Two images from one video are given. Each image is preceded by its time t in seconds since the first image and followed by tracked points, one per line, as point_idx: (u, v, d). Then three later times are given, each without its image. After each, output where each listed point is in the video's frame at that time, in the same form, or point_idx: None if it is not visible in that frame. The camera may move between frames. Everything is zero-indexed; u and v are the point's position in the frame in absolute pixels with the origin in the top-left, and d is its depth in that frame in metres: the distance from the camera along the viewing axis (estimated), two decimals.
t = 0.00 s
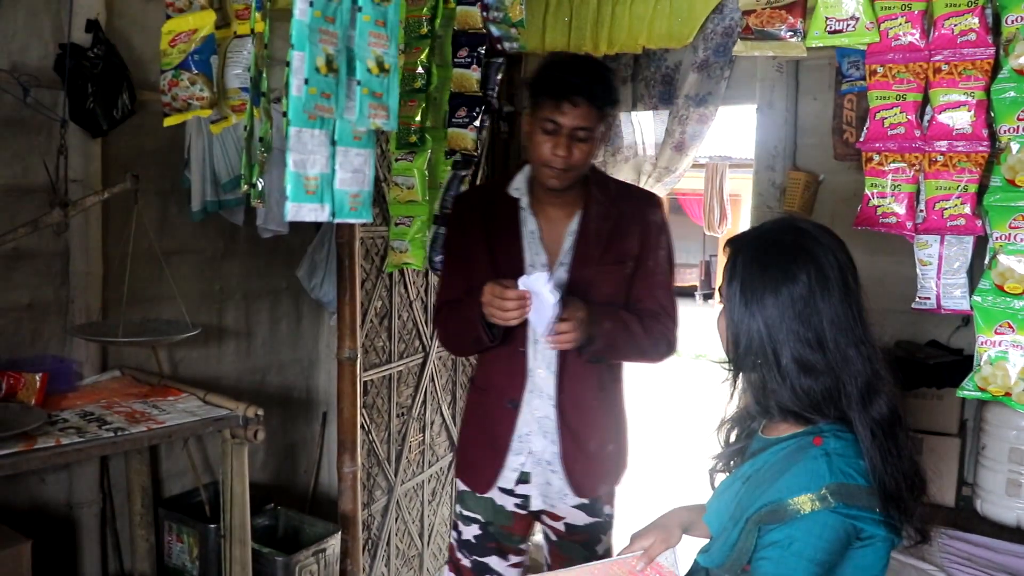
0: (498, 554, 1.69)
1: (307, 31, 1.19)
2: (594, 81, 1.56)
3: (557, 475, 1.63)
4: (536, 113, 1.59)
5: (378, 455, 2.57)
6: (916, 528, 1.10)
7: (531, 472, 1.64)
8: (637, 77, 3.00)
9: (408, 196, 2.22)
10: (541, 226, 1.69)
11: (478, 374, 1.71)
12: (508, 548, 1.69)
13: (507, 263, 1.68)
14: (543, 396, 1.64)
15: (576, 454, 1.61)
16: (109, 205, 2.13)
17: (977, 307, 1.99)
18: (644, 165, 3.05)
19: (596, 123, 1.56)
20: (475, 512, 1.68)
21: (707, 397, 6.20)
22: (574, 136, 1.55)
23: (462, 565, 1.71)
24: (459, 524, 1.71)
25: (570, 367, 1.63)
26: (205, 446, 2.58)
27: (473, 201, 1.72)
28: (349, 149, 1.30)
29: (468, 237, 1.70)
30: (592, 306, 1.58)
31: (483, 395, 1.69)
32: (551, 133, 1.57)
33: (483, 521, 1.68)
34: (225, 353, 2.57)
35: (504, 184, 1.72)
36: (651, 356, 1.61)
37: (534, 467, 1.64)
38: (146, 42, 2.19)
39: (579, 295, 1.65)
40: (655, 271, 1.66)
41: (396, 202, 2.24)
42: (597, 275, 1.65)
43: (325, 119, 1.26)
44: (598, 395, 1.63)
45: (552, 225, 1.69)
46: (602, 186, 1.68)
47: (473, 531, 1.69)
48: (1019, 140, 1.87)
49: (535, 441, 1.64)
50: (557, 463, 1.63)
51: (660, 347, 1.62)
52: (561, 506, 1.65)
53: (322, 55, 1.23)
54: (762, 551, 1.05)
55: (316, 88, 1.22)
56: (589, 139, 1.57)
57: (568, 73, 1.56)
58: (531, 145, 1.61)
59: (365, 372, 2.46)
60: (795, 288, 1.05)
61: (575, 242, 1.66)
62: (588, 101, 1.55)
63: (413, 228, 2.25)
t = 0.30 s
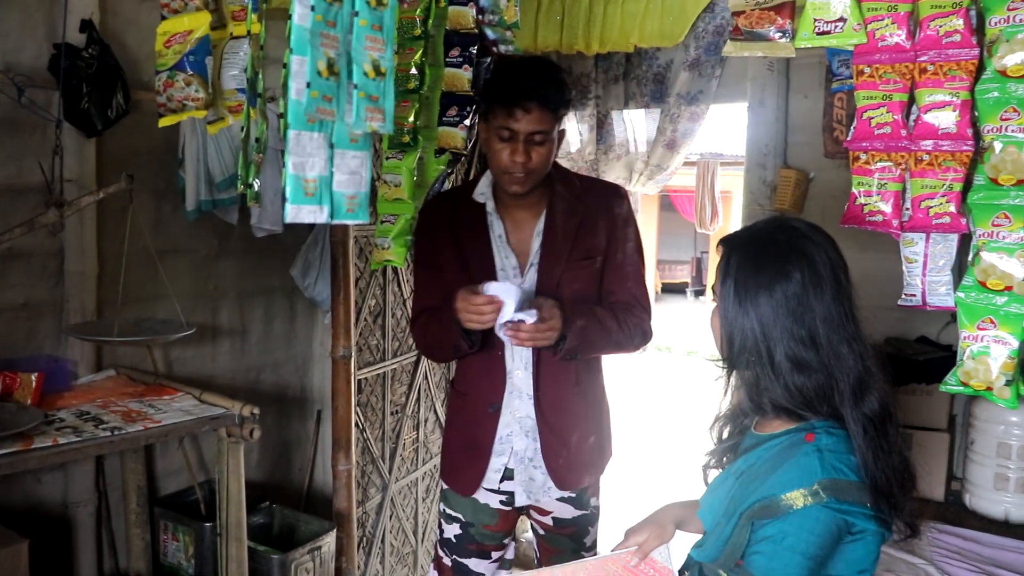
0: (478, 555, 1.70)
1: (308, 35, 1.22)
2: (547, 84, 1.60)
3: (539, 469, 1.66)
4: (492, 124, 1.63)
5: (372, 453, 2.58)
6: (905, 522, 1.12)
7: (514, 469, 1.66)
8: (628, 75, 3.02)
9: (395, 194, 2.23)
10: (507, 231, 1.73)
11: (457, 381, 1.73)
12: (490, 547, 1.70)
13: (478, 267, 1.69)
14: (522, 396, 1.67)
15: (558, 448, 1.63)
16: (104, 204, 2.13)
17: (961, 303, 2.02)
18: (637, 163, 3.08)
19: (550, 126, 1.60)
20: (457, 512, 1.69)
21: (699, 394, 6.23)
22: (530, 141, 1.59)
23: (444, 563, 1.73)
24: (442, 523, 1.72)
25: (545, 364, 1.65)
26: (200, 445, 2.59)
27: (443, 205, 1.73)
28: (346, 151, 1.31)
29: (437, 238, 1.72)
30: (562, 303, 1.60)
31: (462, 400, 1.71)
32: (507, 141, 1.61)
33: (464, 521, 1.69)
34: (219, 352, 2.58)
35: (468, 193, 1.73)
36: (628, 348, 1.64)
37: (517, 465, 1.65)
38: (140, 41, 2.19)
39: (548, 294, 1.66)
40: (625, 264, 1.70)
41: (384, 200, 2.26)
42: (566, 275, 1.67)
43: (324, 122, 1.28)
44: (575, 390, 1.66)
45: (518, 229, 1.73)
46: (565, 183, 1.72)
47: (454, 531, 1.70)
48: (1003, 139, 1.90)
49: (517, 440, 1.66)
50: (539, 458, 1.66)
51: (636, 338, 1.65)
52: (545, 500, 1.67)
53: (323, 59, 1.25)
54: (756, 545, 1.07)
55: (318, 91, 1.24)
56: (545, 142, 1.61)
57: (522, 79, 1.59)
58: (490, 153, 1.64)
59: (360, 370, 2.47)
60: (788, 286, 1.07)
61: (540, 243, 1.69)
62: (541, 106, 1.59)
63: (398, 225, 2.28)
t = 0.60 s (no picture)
0: (480, 553, 1.70)
1: (300, 37, 1.21)
2: (540, 85, 1.60)
3: (537, 469, 1.66)
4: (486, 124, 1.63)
5: (364, 454, 2.58)
6: (894, 519, 1.13)
7: (511, 470, 1.65)
8: (618, 76, 3.03)
9: (389, 196, 2.26)
10: (506, 231, 1.73)
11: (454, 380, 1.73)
12: (491, 546, 1.70)
13: (474, 264, 1.69)
14: (520, 396, 1.67)
15: (558, 449, 1.63)
16: (94, 206, 2.12)
17: (949, 303, 2.05)
18: (627, 163, 3.06)
19: (545, 126, 1.61)
20: (456, 511, 1.69)
21: (690, 393, 6.26)
22: (525, 141, 1.60)
23: (444, 563, 1.72)
24: (442, 523, 1.72)
25: (547, 365, 1.66)
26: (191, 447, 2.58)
27: (442, 207, 1.74)
28: (338, 153, 1.32)
29: (435, 240, 1.72)
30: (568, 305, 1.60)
31: (458, 400, 1.71)
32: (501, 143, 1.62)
33: (464, 520, 1.69)
34: (210, 353, 2.57)
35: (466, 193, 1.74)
36: (632, 348, 1.66)
37: (514, 465, 1.65)
38: (128, 43, 2.18)
39: (547, 301, 1.67)
40: (625, 264, 1.71)
41: (377, 202, 2.28)
42: (565, 278, 1.67)
43: (316, 124, 1.28)
44: (575, 391, 1.66)
45: (519, 231, 1.73)
46: (564, 185, 1.73)
47: (454, 530, 1.70)
48: (989, 140, 1.93)
49: (514, 441, 1.66)
50: (536, 459, 1.66)
51: (641, 338, 1.67)
52: (542, 500, 1.66)
53: (316, 61, 1.24)
54: (746, 543, 1.08)
55: (311, 93, 1.24)
56: (541, 142, 1.62)
57: (517, 78, 1.60)
58: (485, 154, 1.65)
59: (351, 372, 2.47)
60: (779, 286, 1.08)
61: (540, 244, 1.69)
62: (536, 106, 1.59)
63: (394, 228, 2.30)
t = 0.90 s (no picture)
0: (480, 548, 1.70)
1: (280, 31, 1.21)
2: (563, 72, 1.61)
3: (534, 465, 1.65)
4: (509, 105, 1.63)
5: (351, 449, 2.57)
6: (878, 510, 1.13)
7: (509, 465, 1.65)
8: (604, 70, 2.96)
9: (380, 192, 2.21)
10: (518, 221, 1.73)
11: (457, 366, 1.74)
12: (490, 542, 1.70)
13: (486, 256, 1.69)
14: (520, 388, 1.66)
15: (551, 444, 1.63)
16: (76, 202, 2.10)
17: (938, 295, 2.07)
18: (613, 158, 3.06)
19: (565, 113, 1.60)
20: (458, 506, 1.70)
21: (675, 386, 6.29)
22: (545, 127, 1.59)
23: (445, 558, 1.72)
24: (444, 517, 1.72)
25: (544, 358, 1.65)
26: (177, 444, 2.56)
27: (453, 198, 1.74)
28: (322, 147, 1.29)
29: (444, 238, 1.71)
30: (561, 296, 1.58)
31: (462, 389, 1.71)
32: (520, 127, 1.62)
33: (466, 514, 1.69)
34: (196, 350, 2.55)
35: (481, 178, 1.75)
36: (627, 350, 1.62)
37: (511, 459, 1.65)
38: (110, 36, 2.15)
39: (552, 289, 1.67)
40: (631, 263, 1.68)
41: (368, 198, 2.23)
42: (570, 269, 1.67)
43: (298, 118, 1.26)
44: (575, 385, 1.66)
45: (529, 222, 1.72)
46: (577, 179, 1.72)
47: (455, 524, 1.71)
48: (977, 133, 1.94)
49: (512, 434, 1.66)
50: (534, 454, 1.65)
51: (636, 341, 1.63)
52: (538, 497, 1.66)
53: (295, 55, 1.23)
54: (729, 535, 1.08)
55: (290, 87, 1.23)
56: (559, 131, 1.61)
57: (536, 65, 1.60)
58: (503, 139, 1.64)
59: (337, 367, 2.46)
60: (761, 278, 1.08)
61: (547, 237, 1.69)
62: (557, 92, 1.59)
63: (385, 224, 2.29)
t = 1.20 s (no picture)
0: (479, 542, 1.71)
1: (259, 27, 1.19)
2: (565, 67, 1.61)
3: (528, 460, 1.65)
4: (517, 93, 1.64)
5: (339, 447, 2.57)
6: (860, 503, 1.14)
7: (502, 461, 1.66)
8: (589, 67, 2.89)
9: (371, 189, 2.22)
10: (518, 214, 1.73)
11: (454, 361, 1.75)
12: (488, 537, 1.70)
13: (486, 253, 1.71)
14: (514, 380, 1.67)
15: (543, 437, 1.63)
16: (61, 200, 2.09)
17: (922, 289, 2.09)
18: (600, 155, 3.08)
19: (568, 107, 1.62)
20: (456, 501, 1.70)
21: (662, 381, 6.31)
22: (547, 121, 1.60)
23: (445, 554, 1.73)
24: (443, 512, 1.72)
25: (539, 351, 1.66)
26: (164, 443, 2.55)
27: (455, 193, 1.75)
28: (303, 143, 1.30)
29: (446, 235, 1.73)
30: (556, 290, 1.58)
31: (460, 382, 1.72)
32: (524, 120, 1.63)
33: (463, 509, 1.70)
34: (182, 348, 2.53)
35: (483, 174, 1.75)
36: (626, 349, 1.62)
37: (505, 453, 1.66)
38: (93, 32, 2.13)
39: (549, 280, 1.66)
40: (630, 259, 1.67)
41: (358, 194, 2.24)
42: (568, 261, 1.66)
43: (279, 113, 1.26)
44: (569, 381, 1.65)
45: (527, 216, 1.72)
46: (579, 174, 1.71)
47: (454, 519, 1.71)
48: (958, 128, 1.96)
49: (505, 426, 1.66)
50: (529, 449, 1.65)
51: (635, 339, 1.63)
52: (530, 493, 1.66)
53: (274, 52, 1.22)
54: (713, 529, 1.08)
55: (270, 83, 1.21)
56: (561, 124, 1.62)
57: (540, 60, 1.61)
58: (507, 131, 1.65)
59: (325, 364, 2.46)
60: (745, 273, 1.09)
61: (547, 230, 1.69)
62: (559, 86, 1.60)
63: (376, 220, 2.27)
